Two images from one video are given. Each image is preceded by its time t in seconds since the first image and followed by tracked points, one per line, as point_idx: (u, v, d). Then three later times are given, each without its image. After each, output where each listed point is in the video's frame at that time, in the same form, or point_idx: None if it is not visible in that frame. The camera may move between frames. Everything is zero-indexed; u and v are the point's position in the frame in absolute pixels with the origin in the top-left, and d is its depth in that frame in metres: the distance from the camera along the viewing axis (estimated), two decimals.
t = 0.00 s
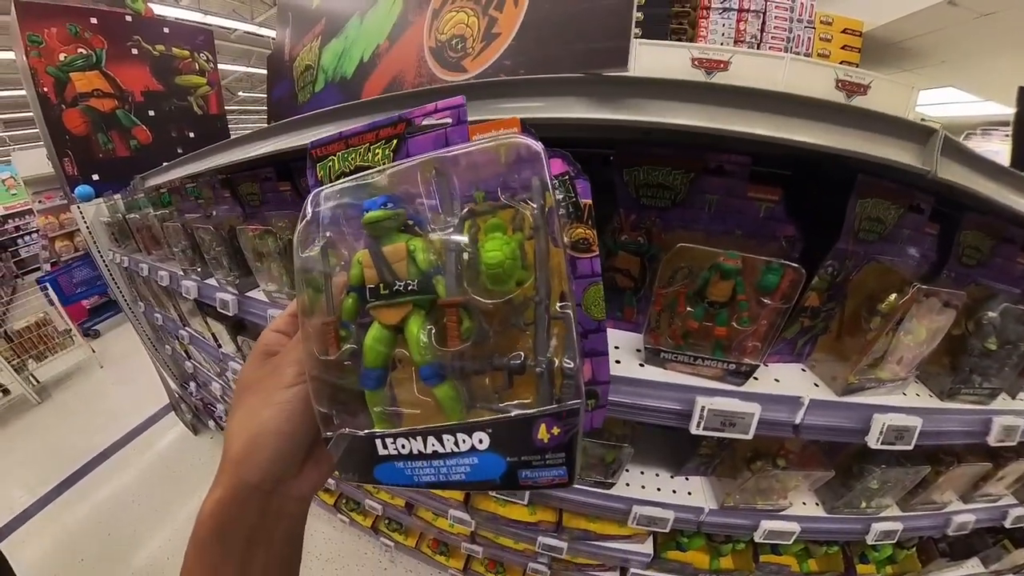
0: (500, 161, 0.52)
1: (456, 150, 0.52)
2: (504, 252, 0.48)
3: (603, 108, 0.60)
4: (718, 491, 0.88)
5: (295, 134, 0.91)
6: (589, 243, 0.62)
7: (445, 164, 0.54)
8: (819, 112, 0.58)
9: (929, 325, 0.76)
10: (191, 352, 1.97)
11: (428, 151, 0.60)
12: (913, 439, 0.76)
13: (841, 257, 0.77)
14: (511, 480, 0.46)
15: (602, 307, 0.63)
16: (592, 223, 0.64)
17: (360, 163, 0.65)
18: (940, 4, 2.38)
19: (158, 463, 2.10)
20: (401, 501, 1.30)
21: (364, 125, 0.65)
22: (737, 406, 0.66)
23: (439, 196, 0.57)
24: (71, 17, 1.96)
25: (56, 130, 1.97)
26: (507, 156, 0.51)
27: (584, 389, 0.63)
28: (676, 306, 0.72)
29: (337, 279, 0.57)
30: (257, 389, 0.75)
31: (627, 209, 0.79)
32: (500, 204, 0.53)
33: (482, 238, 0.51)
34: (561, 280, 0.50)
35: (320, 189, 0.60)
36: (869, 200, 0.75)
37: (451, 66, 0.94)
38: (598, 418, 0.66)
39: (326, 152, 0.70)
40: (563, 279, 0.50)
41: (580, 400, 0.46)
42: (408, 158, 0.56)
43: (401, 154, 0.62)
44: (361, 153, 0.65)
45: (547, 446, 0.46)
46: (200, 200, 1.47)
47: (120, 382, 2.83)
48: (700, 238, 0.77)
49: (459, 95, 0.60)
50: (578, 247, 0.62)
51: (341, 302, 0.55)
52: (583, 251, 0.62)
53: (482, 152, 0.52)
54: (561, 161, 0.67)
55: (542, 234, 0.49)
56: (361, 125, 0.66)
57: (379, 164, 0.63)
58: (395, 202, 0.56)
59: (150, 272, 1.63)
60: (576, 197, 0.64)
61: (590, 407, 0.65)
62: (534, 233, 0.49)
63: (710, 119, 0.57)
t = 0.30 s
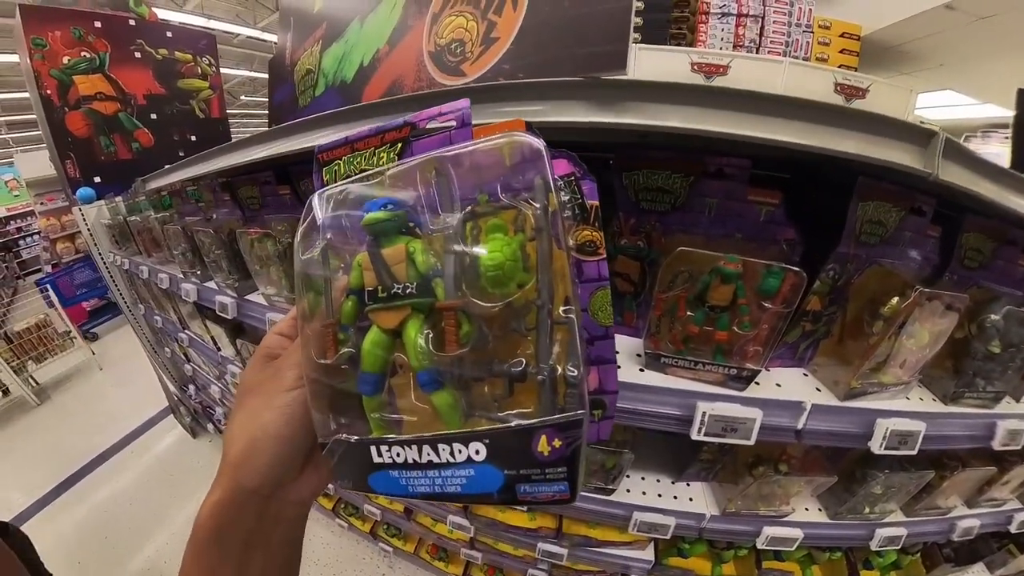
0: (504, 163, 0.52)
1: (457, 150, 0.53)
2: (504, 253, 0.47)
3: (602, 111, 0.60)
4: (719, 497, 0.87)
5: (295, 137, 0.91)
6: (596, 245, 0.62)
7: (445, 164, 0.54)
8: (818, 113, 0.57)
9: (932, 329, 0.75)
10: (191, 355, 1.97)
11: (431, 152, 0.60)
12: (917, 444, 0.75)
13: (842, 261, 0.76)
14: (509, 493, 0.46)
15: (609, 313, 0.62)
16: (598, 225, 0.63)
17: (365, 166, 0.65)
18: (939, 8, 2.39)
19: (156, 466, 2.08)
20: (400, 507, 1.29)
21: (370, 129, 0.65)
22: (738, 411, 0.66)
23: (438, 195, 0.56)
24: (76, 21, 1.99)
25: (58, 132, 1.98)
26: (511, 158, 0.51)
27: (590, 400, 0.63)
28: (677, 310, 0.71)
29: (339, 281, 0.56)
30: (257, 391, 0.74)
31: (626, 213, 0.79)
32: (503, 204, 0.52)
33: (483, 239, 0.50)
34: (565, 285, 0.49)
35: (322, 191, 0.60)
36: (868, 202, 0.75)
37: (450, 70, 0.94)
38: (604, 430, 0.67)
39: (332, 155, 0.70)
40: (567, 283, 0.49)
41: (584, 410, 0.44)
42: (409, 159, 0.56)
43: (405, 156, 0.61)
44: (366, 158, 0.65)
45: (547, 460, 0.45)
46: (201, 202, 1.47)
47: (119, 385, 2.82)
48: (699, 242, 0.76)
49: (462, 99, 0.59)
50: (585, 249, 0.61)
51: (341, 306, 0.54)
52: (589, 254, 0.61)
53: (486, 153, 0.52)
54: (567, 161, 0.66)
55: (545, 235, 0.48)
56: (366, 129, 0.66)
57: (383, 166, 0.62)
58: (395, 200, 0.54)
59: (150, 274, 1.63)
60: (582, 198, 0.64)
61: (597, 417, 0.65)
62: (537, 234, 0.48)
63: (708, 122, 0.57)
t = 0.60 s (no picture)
0: (507, 169, 0.52)
1: (461, 156, 0.52)
2: (507, 259, 0.47)
3: (602, 114, 0.59)
4: (722, 504, 0.86)
5: (295, 139, 0.90)
6: (599, 251, 0.62)
7: (450, 169, 0.53)
8: (821, 116, 0.57)
9: (938, 333, 0.74)
10: (191, 357, 1.96)
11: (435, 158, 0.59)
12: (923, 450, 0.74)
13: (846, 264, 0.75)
14: (512, 501, 0.45)
15: (613, 319, 0.62)
16: (601, 231, 0.63)
17: (370, 172, 0.64)
18: (937, 11, 2.40)
19: (155, 469, 2.08)
20: (399, 512, 1.28)
21: (374, 135, 0.65)
22: (742, 417, 0.64)
23: (443, 201, 0.55)
24: (79, 24, 2.00)
25: (61, 134, 1.98)
26: (515, 164, 0.51)
27: (593, 406, 0.62)
28: (680, 314, 0.70)
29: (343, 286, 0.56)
30: (259, 393, 0.72)
31: (628, 217, 0.79)
32: (508, 209, 0.52)
33: (487, 244, 0.50)
34: (569, 290, 0.47)
35: (328, 197, 0.61)
36: (873, 204, 0.74)
37: (449, 73, 0.94)
38: (608, 437, 0.66)
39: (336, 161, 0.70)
40: (571, 287, 0.48)
41: (588, 417, 0.44)
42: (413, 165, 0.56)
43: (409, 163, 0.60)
44: (370, 163, 0.65)
45: (550, 467, 0.43)
46: (201, 205, 1.46)
47: (119, 388, 2.81)
48: (702, 246, 0.75)
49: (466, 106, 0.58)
50: (587, 255, 0.61)
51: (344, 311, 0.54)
52: (592, 260, 0.61)
53: (489, 159, 0.52)
54: (570, 167, 0.66)
55: (549, 240, 0.47)
56: (371, 134, 0.66)
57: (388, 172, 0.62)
58: (401, 205, 0.55)
59: (150, 277, 1.63)
60: (586, 204, 0.63)
61: (601, 424, 0.64)
62: (540, 239, 0.48)
63: (708, 123, 0.56)
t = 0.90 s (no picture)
0: (514, 174, 0.51)
1: (467, 159, 0.51)
2: (515, 264, 0.48)
3: (601, 119, 0.59)
4: (724, 510, 0.85)
5: (296, 143, 0.90)
6: (605, 258, 0.61)
7: (457, 173, 0.52)
8: (822, 119, 0.56)
9: (940, 337, 0.73)
10: (191, 360, 1.96)
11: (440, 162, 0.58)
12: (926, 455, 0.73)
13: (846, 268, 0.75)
14: (517, 508, 0.44)
15: (618, 325, 0.61)
16: (607, 237, 0.62)
17: (374, 175, 0.64)
18: (934, 14, 2.41)
19: (153, 472, 2.07)
20: (398, 518, 1.28)
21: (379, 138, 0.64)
22: (743, 423, 0.64)
23: (449, 206, 0.54)
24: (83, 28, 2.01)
25: (63, 137, 1.99)
26: (520, 169, 0.50)
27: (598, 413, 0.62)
28: (680, 320, 0.70)
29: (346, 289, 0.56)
30: (260, 396, 0.72)
31: (627, 221, 0.78)
32: (514, 214, 0.51)
33: (494, 248, 0.50)
34: (575, 295, 0.47)
35: (332, 200, 0.60)
36: (873, 207, 0.73)
37: (449, 77, 0.93)
38: (612, 444, 0.66)
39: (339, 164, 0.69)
40: (577, 292, 0.47)
41: (595, 424, 0.42)
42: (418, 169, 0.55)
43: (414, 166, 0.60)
44: (375, 167, 0.64)
45: (556, 474, 0.43)
46: (201, 208, 1.46)
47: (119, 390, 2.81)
48: (702, 251, 0.75)
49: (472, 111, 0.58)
50: (593, 261, 0.60)
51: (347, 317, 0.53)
52: (598, 266, 0.60)
53: (495, 164, 0.51)
54: (576, 173, 0.65)
55: (555, 245, 0.46)
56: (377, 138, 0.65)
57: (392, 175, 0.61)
58: (406, 211, 0.54)
59: (150, 280, 1.63)
60: (591, 210, 0.62)
61: (604, 432, 0.64)
62: (547, 244, 0.47)
63: (707, 126, 0.56)
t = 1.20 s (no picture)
0: (528, 118, 0.45)
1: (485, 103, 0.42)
2: (551, 216, 0.43)
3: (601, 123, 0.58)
4: (726, 515, 0.85)
5: (297, 145, 0.90)
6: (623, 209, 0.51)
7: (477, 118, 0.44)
8: (823, 123, 0.56)
9: (942, 340, 0.73)
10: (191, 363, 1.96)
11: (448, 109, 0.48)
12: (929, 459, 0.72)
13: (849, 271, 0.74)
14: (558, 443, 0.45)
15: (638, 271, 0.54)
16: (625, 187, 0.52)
17: (371, 120, 0.54)
18: (930, 19, 2.43)
19: (152, 475, 2.06)
20: (397, 523, 1.27)
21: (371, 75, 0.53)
22: (745, 428, 0.63)
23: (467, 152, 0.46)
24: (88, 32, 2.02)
25: (66, 140, 1.99)
26: (535, 114, 0.44)
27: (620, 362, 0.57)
28: (681, 324, 0.69)
29: (359, 242, 0.49)
30: (278, 361, 0.67)
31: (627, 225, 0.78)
32: (539, 162, 0.46)
33: (524, 201, 0.45)
34: (611, 245, 0.46)
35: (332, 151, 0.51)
36: (873, 211, 0.73)
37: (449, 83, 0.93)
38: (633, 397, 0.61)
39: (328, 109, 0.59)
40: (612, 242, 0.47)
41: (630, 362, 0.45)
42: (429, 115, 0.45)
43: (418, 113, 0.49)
44: (371, 110, 0.54)
45: (595, 409, 0.44)
46: (201, 211, 1.46)
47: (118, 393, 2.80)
48: (702, 255, 0.75)
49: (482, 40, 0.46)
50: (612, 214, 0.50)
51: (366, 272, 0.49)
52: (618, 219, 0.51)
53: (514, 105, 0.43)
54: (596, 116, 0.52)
55: (593, 195, 0.44)
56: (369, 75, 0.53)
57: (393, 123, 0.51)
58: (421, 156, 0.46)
59: (151, 283, 1.63)
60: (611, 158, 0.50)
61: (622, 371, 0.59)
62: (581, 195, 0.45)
63: (707, 130, 0.56)
